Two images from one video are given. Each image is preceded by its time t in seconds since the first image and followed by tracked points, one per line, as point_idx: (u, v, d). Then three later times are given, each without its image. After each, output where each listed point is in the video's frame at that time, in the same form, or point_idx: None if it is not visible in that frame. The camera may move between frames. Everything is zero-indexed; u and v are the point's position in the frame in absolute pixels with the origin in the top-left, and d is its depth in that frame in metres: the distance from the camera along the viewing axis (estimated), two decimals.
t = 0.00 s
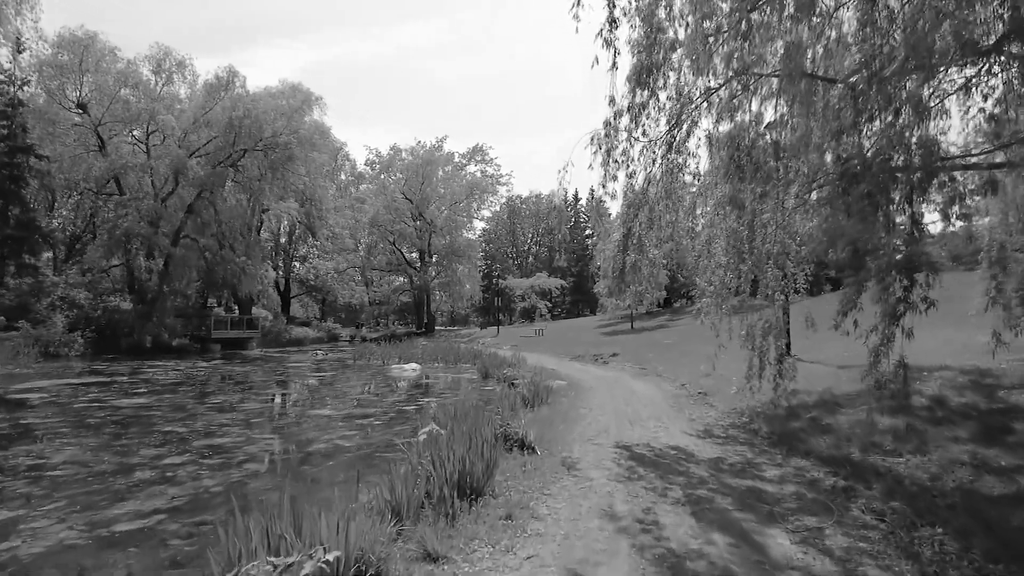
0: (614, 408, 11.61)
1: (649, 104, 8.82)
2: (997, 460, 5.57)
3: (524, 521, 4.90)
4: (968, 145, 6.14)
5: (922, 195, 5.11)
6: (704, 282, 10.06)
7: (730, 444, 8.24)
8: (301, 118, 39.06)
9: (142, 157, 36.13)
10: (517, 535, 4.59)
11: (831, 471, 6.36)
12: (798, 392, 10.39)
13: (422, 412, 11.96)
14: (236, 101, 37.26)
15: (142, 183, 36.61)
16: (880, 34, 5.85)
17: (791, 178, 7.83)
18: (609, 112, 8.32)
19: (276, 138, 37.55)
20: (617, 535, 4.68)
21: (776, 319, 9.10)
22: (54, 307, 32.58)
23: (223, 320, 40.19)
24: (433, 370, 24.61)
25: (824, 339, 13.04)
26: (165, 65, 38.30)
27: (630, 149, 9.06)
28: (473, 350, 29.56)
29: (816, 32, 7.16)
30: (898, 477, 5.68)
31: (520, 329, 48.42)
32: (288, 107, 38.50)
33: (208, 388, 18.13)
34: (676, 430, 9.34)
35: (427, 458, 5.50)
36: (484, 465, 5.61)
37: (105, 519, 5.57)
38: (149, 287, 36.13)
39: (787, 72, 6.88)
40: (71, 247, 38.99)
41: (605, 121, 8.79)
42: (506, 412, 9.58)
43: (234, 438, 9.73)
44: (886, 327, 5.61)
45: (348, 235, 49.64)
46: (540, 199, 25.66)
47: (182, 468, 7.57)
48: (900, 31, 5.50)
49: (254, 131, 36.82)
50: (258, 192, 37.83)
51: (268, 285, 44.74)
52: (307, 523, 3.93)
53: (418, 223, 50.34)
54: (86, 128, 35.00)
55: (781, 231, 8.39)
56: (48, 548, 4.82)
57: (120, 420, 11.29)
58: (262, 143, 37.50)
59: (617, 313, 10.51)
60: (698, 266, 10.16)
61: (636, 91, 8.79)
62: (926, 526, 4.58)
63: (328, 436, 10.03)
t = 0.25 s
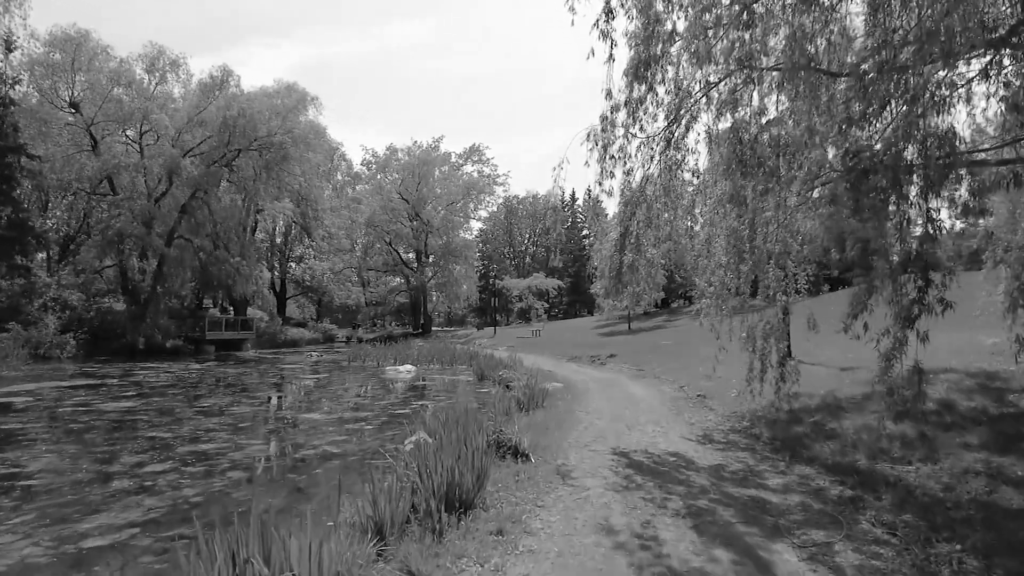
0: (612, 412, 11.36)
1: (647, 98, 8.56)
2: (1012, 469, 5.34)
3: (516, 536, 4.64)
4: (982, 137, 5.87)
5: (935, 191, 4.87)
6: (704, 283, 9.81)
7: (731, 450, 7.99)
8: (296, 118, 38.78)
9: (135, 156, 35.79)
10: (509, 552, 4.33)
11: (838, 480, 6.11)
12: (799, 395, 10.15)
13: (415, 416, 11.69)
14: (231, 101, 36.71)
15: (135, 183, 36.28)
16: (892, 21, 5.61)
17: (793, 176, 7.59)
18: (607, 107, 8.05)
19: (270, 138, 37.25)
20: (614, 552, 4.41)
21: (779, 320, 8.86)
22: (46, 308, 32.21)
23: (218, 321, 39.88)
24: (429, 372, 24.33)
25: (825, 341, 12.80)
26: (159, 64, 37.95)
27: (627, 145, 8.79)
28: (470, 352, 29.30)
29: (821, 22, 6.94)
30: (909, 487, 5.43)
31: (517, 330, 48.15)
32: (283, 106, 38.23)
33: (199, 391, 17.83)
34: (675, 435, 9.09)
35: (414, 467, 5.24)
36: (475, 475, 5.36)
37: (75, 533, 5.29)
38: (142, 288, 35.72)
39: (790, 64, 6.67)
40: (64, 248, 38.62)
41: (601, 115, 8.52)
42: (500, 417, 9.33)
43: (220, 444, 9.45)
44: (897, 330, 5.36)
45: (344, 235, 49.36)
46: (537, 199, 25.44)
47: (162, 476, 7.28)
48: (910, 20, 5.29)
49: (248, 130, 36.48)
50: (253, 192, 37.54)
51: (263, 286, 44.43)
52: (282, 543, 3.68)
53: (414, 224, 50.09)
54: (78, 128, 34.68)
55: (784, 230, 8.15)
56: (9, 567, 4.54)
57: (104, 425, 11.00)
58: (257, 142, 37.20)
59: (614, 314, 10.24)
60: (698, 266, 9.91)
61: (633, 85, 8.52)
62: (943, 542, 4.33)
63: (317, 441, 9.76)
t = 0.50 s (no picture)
0: (611, 414, 11.10)
1: (647, 92, 8.31)
2: None
3: (511, 550, 4.40)
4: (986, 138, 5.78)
5: (951, 185, 4.65)
6: (705, 282, 9.57)
7: (734, 455, 7.75)
8: (293, 117, 38.54)
9: (130, 156, 35.49)
10: (503, 566, 4.09)
11: (847, 487, 5.87)
12: (802, 397, 9.92)
13: (410, 419, 11.44)
14: (228, 100, 36.68)
15: (130, 183, 36.00)
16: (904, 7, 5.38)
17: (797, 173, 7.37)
18: (606, 100, 7.80)
19: (267, 137, 37.00)
20: (614, 567, 4.15)
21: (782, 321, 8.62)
22: (40, 308, 31.89)
23: (214, 322, 39.59)
24: (426, 373, 24.09)
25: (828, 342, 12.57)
26: (154, 63, 37.68)
27: (626, 141, 8.53)
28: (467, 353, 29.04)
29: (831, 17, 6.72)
30: (922, 495, 5.19)
31: (515, 330, 47.94)
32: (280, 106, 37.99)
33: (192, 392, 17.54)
34: (676, 439, 8.84)
35: (403, 476, 4.99)
36: (467, 485, 5.11)
37: (46, 547, 5.01)
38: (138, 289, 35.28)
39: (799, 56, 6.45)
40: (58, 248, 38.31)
41: (599, 109, 8.26)
42: (497, 420, 9.08)
43: (208, 448, 9.19)
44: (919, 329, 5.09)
45: (342, 235, 49.11)
46: (534, 200, 25.25)
47: (145, 483, 7.02)
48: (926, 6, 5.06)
49: (245, 129, 36.25)
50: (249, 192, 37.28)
51: (259, 286, 44.15)
52: (258, 561, 3.43)
53: (412, 224, 49.84)
54: (73, 127, 34.44)
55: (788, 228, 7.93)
56: None
57: (90, 428, 10.72)
58: (253, 142, 36.95)
59: (613, 314, 9.99)
60: (699, 265, 9.67)
61: (633, 78, 8.27)
62: (965, 557, 4.10)
63: (309, 445, 9.51)
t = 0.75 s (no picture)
0: (611, 417, 10.81)
1: (650, 84, 8.04)
2: None
3: (508, 568, 4.11)
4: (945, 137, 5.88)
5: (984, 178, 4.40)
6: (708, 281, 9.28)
7: (741, 461, 7.45)
8: (289, 115, 38.26)
9: (126, 154, 35.19)
10: None
11: (862, 497, 5.58)
12: (808, 400, 9.64)
13: (405, 422, 11.15)
14: (223, 97, 36.07)
15: (126, 181, 35.70)
16: None
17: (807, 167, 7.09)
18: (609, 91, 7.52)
19: (263, 135, 36.66)
20: None
21: (790, 322, 8.35)
22: (34, 307, 31.56)
23: (210, 322, 39.26)
24: (423, 374, 23.80)
25: (833, 342, 12.30)
26: (150, 61, 37.35)
27: (628, 134, 8.25)
28: (465, 353, 28.75)
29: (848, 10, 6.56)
30: (944, 507, 4.91)
31: (514, 330, 47.62)
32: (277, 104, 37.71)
33: (184, 393, 17.23)
34: (680, 443, 8.54)
35: (393, 487, 4.71)
36: (461, 496, 4.83)
37: (12, 562, 4.71)
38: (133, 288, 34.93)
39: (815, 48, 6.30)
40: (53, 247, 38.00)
41: (601, 101, 7.98)
42: (494, 424, 8.78)
43: (196, 452, 8.89)
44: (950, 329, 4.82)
45: (339, 235, 48.82)
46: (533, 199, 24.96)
47: (126, 490, 6.71)
48: None
49: (241, 128, 35.89)
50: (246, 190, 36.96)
51: (256, 286, 43.82)
52: None
53: (410, 223, 49.51)
54: (67, 125, 34.14)
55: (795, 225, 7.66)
56: None
57: (75, 432, 10.41)
58: (250, 140, 36.57)
59: (614, 314, 9.70)
60: (703, 264, 9.39)
61: (635, 70, 8.00)
62: None
63: (299, 450, 9.20)
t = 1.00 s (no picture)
0: (611, 421, 10.54)
1: (653, 76, 7.78)
2: None
3: None
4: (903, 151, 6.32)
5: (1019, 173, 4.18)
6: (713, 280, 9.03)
7: (747, 469, 7.18)
8: (286, 113, 37.95)
9: (121, 152, 34.85)
10: None
11: (876, 508, 5.31)
12: (814, 404, 9.38)
13: (400, 425, 10.87)
14: (220, 95, 35.74)
15: (121, 179, 35.39)
16: None
17: (816, 163, 6.85)
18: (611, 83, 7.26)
19: (260, 134, 36.29)
20: None
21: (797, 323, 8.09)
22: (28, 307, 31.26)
23: (206, 321, 38.96)
24: (420, 374, 23.53)
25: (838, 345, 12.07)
26: (145, 58, 36.99)
27: (631, 129, 8.00)
28: (463, 353, 28.46)
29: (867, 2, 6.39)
30: (965, 521, 4.65)
31: (512, 330, 47.36)
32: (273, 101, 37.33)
33: (177, 394, 16.94)
34: (683, 449, 8.27)
35: (382, 501, 4.45)
36: (454, 510, 4.57)
37: None
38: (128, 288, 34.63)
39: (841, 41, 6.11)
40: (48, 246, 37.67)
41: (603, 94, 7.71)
42: (489, 429, 8.52)
43: (183, 457, 8.60)
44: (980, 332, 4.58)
45: (337, 233, 48.53)
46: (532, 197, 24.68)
47: (105, 499, 6.41)
48: None
49: (237, 126, 35.50)
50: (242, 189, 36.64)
51: (252, 285, 43.52)
52: None
53: (408, 222, 49.20)
54: (62, 123, 33.84)
55: (800, 222, 7.46)
56: None
57: (60, 435, 10.12)
58: (246, 138, 36.18)
59: (615, 315, 9.43)
60: (708, 262, 9.13)
61: (639, 62, 7.75)
62: None
63: (288, 455, 8.90)
